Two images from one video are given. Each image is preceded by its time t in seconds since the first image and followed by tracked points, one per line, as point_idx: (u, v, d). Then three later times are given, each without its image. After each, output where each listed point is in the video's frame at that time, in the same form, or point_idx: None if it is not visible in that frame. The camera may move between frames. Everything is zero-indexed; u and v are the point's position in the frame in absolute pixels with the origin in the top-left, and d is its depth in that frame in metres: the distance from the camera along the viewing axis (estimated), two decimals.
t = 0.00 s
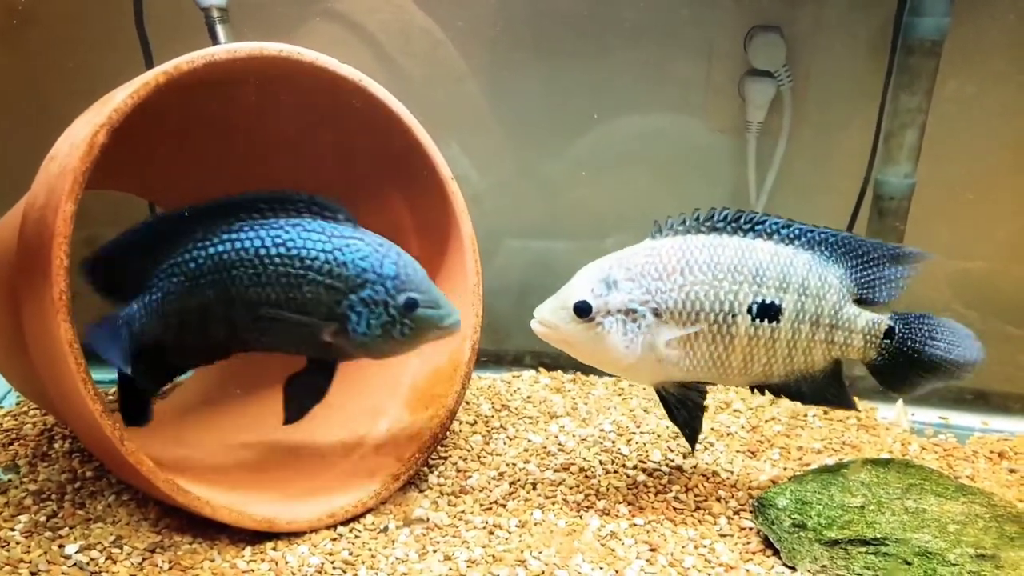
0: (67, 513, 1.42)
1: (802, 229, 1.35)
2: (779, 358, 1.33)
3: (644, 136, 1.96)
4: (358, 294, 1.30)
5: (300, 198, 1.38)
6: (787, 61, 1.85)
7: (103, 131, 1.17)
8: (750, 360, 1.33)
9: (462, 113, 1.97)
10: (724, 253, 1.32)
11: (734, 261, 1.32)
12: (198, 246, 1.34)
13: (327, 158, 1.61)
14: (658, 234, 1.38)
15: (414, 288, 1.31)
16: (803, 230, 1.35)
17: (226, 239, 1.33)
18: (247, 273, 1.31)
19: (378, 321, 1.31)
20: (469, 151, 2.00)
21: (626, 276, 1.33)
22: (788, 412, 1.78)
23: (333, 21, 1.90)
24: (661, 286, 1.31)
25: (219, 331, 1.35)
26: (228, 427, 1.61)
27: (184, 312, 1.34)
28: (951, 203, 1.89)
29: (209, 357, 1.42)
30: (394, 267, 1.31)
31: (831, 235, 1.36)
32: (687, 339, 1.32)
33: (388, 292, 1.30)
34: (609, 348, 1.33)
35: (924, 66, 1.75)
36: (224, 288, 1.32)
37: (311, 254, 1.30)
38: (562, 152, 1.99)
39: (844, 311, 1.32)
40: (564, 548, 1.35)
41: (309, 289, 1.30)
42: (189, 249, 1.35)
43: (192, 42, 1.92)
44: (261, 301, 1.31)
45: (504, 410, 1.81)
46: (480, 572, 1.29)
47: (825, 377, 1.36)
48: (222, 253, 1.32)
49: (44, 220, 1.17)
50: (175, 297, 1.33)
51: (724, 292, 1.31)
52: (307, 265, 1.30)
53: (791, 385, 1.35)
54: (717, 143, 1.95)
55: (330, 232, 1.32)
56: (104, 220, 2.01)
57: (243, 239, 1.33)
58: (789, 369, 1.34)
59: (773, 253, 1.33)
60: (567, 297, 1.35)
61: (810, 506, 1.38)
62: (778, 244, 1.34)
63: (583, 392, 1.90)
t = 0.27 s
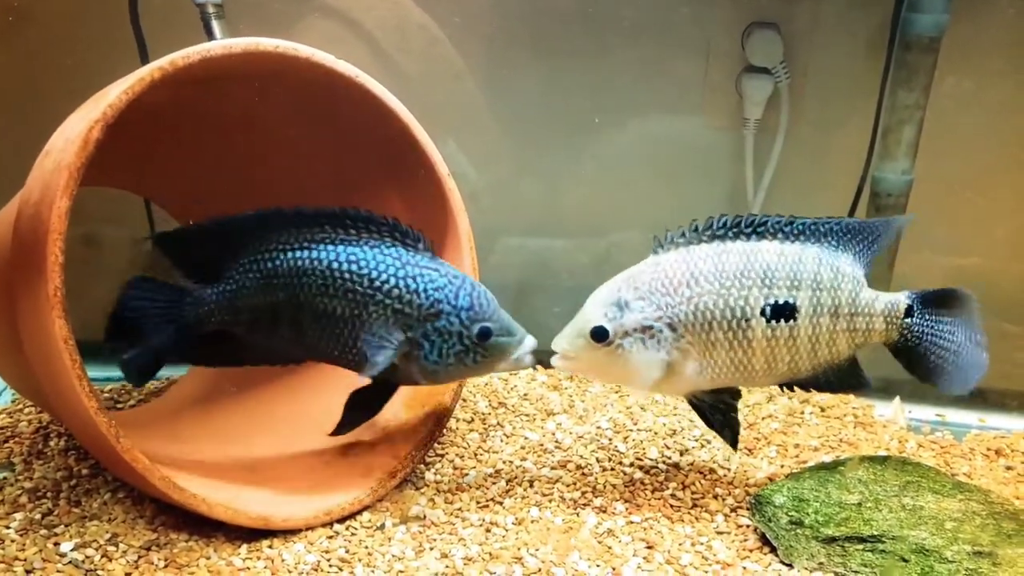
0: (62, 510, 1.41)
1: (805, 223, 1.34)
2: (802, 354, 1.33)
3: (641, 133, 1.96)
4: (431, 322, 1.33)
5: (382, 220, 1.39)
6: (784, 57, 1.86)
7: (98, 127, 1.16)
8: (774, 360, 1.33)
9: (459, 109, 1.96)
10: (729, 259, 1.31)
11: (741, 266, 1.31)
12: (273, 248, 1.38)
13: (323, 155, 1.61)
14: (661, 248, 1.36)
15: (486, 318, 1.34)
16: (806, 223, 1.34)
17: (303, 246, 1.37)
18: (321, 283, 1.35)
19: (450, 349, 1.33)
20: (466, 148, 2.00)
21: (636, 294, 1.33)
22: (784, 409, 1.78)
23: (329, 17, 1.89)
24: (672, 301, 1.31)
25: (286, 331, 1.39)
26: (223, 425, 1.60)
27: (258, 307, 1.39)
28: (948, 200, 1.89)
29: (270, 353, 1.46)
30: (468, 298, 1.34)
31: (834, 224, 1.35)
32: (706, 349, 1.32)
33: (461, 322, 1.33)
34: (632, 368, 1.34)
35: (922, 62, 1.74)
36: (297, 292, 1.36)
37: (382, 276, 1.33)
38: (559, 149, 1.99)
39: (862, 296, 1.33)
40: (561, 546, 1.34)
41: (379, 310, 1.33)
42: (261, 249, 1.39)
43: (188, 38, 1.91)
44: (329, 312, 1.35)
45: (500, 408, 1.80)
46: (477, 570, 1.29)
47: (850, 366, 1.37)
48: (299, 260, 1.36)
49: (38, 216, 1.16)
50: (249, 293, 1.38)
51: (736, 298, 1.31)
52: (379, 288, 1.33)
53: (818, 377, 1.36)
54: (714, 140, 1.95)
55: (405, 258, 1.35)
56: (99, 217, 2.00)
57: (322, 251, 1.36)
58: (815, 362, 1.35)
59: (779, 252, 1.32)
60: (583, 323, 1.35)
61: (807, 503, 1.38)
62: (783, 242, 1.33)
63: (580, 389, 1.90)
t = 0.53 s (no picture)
0: (57, 512, 1.41)
1: (802, 223, 1.34)
2: (817, 352, 1.33)
3: (637, 132, 1.96)
4: (434, 341, 1.32)
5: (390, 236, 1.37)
6: (779, 56, 1.86)
7: (92, 128, 1.15)
8: (789, 359, 1.33)
9: (455, 109, 1.96)
10: (735, 268, 1.31)
11: (747, 273, 1.31)
12: (279, 254, 1.36)
13: (317, 155, 1.60)
14: (665, 264, 1.37)
15: (489, 338, 1.33)
16: (802, 224, 1.34)
17: (310, 255, 1.35)
18: (325, 294, 1.33)
19: (452, 368, 1.33)
20: (462, 148, 1.99)
21: (646, 314, 1.33)
22: (781, 408, 1.78)
23: (324, 17, 1.88)
24: (682, 315, 1.32)
25: (290, 336, 1.37)
26: (219, 426, 1.60)
27: (263, 310, 1.36)
28: (944, 199, 1.89)
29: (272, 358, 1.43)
30: (472, 319, 1.33)
31: (832, 221, 1.34)
32: (722, 359, 1.32)
33: (464, 342, 1.32)
34: (650, 384, 1.35)
35: (917, 61, 1.75)
36: (302, 300, 1.34)
37: (387, 291, 1.32)
38: (556, 149, 1.99)
39: (868, 290, 1.32)
40: (558, 546, 1.34)
41: (382, 327, 1.32)
42: (267, 254, 1.38)
43: (182, 37, 1.90)
44: (332, 323, 1.33)
45: (497, 407, 1.80)
46: (473, 570, 1.29)
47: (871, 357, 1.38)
48: (306, 269, 1.35)
49: (32, 217, 1.15)
50: (254, 294, 1.36)
51: (747, 304, 1.30)
52: (382, 304, 1.32)
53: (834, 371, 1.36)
54: (710, 139, 1.95)
55: (410, 276, 1.33)
56: (94, 217, 1.99)
57: (328, 262, 1.34)
58: (829, 358, 1.35)
59: (781, 254, 1.32)
60: (596, 347, 1.36)
61: (804, 502, 1.37)
62: (784, 245, 1.32)
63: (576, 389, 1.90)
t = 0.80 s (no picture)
0: (65, 513, 1.42)
1: (789, 241, 1.36)
2: (811, 368, 1.36)
3: (643, 137, 1.96)
4: (458, 363, 1.34)
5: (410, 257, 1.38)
6: (785, 63, 1.86)
7: (103, 134, 1.16)
8: (784, 377, 1.36)
9: (460, 114, 1.97)
10: (728, 289, 1.33)
11: (740, 293, 1.33)
12: (303, 275, 1.39)
13: (323, 160, 1.61)
14: (659, 284, 1.39)
15: (513, 357, 1.35)
16: (789, 241, 1.36)
17: (333, 276, 1.38)
18: (349, 315, 1.36)
19: (477, 388, 1.36)
20: (468, 153, 2.00)
21: (641, 335, 1.34)
22: (786, 415, 1.78)
23: (330, 22, 1.89)
24: (678, 336, 1.33)
25: (314, 354, 1.40)
26: (225, 428, 1.61)
27: (288, 325, 1.40)
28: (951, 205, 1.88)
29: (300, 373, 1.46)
30: (494, 338, 1.35)
31: (815, 236, 1.37)
32: (717, 378, 1.35)
33: (487, 363, 1.34)
34: (645, 404, 1.37)
35: (923, 69, 1.74)
36: (326, 320, 1.37)
37: (409, 313, 1.34)
38: (562, 154, 1.99)
39: (857, 303, 1.35)
40: (562, 551, 1.35)
41: (405, 349, 1.34)
42: (292, 274, 1.40)
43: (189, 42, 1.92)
44: (356, 344, 1.36)
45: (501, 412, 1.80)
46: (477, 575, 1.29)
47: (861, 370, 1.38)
48: (331, 290, 1.37)
49: (44, 222, 1.16)
50: (280, 312, 1.40)
51: (741, 325, 1.32)
52: (406, 328, 1.34)
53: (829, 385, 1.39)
54: (716, 144, 1.95)
55: (432, 298, 1.35)
56: (102, 220, 2.01)
57: (353, 283, 1.37)
58: (824, 373, 1.37)
59: (772, 273, 1.34)
60: (590, 366, 1.36)
61: (809, 510, 1.37)
62: (773, 263, 1.35)
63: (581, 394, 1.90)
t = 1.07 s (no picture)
0: (77, 514, 1.43)
1: (810, 252, 1.38)
2: (833, 377, 1.37)
3: (653, 141, 1.96)
4: (447, 368, 1.32)
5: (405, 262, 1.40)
6: (798, 66, 1.84)
7: (116, 137, 1.17)
8: (806, 387, 1.37)
9: (471, 117, 1.97)
10: (749, 298, 1.35)
11: (761, 303, 1.34)
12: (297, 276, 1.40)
13: (335, 163, 1.61)
14: (680, 293, 1.41)
15: (503, 365, 1.34)
16: (811, 252, 1.38)
17: (327, 278, 1.38)
18: (341, 316, 1.35)
19: (466, 395, 1.34)
20: (478, 155, 2.00)
21: (662, 344, 1.36)
22: (796, 420, 1.77)
23: (342, 25, 1.89)
24: (700, 346, 1.35)
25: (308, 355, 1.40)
26: (236, 430, 1.61)
27: (284, 325, 1.40)
28: (963, 211, 1.88)
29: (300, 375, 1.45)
30: (486, 346, 1.34)
31: (834, 247, 1.39)
32: (739, 388, 1.36)
33: (478, 370, 1.32)
34: (667, 414, 1.37)
35: (938, 73, 1.72)
36: (319, 321, 1.37)
37: (401, 316, 1.33)
38: (572, 158, 1.99)
39: (880, 312, 1.36)
40: (571, 556, 1.34)
41: (396, 353, 1.32)
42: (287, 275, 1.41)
43: (201, 44, 1.92)
44: (346, 346, 1.35)
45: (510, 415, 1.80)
46: None
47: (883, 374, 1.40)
48: (324, 291, 1.37)
49: (57, 224, 1.17)
50: (274, 310, 1.41)
51: (762, 335, 1.34)
52: (396, 330, 1.33)
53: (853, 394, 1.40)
54: (727, 148, 1.94)
55: (424, 303, 1.35)
56: (114, 222, 2.01)
57: (346, 286, 1.37)
58: (846, 382, 1.38)
59: (794, 284, 1.36)
60: (612, 375, 1.38)
61: (820, 516, 1.37)
62: (795, 274, 1.37)
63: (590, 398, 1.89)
